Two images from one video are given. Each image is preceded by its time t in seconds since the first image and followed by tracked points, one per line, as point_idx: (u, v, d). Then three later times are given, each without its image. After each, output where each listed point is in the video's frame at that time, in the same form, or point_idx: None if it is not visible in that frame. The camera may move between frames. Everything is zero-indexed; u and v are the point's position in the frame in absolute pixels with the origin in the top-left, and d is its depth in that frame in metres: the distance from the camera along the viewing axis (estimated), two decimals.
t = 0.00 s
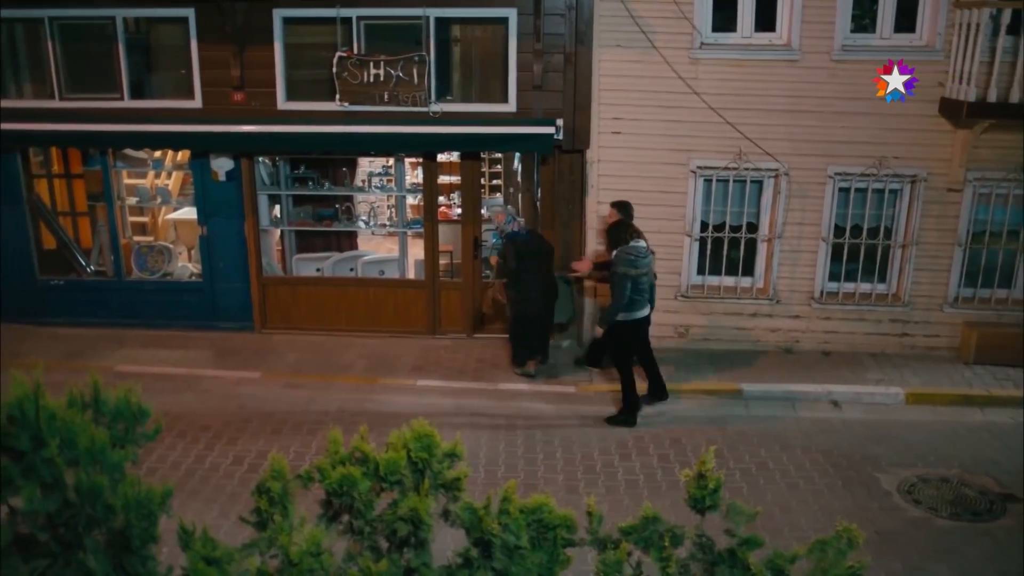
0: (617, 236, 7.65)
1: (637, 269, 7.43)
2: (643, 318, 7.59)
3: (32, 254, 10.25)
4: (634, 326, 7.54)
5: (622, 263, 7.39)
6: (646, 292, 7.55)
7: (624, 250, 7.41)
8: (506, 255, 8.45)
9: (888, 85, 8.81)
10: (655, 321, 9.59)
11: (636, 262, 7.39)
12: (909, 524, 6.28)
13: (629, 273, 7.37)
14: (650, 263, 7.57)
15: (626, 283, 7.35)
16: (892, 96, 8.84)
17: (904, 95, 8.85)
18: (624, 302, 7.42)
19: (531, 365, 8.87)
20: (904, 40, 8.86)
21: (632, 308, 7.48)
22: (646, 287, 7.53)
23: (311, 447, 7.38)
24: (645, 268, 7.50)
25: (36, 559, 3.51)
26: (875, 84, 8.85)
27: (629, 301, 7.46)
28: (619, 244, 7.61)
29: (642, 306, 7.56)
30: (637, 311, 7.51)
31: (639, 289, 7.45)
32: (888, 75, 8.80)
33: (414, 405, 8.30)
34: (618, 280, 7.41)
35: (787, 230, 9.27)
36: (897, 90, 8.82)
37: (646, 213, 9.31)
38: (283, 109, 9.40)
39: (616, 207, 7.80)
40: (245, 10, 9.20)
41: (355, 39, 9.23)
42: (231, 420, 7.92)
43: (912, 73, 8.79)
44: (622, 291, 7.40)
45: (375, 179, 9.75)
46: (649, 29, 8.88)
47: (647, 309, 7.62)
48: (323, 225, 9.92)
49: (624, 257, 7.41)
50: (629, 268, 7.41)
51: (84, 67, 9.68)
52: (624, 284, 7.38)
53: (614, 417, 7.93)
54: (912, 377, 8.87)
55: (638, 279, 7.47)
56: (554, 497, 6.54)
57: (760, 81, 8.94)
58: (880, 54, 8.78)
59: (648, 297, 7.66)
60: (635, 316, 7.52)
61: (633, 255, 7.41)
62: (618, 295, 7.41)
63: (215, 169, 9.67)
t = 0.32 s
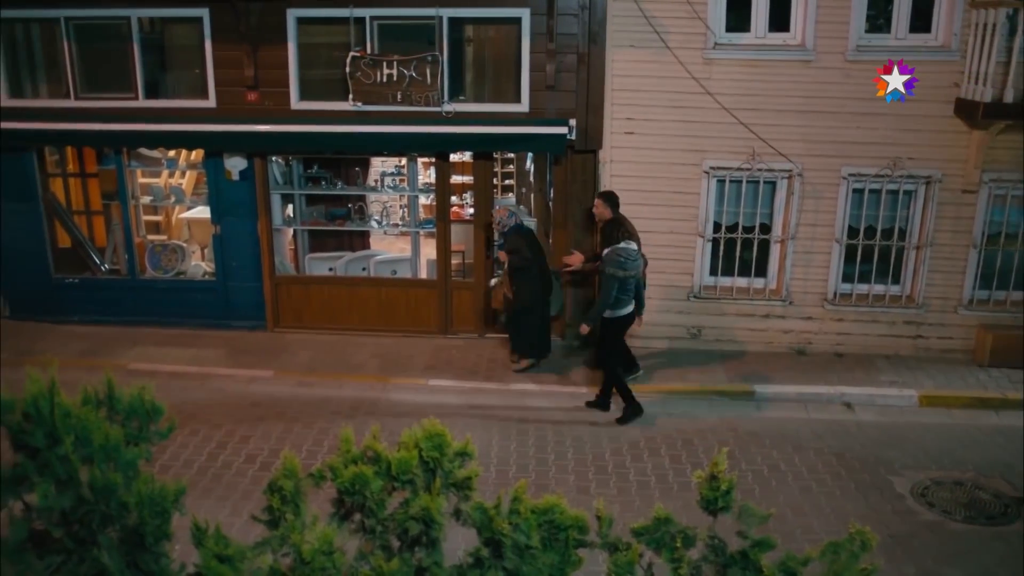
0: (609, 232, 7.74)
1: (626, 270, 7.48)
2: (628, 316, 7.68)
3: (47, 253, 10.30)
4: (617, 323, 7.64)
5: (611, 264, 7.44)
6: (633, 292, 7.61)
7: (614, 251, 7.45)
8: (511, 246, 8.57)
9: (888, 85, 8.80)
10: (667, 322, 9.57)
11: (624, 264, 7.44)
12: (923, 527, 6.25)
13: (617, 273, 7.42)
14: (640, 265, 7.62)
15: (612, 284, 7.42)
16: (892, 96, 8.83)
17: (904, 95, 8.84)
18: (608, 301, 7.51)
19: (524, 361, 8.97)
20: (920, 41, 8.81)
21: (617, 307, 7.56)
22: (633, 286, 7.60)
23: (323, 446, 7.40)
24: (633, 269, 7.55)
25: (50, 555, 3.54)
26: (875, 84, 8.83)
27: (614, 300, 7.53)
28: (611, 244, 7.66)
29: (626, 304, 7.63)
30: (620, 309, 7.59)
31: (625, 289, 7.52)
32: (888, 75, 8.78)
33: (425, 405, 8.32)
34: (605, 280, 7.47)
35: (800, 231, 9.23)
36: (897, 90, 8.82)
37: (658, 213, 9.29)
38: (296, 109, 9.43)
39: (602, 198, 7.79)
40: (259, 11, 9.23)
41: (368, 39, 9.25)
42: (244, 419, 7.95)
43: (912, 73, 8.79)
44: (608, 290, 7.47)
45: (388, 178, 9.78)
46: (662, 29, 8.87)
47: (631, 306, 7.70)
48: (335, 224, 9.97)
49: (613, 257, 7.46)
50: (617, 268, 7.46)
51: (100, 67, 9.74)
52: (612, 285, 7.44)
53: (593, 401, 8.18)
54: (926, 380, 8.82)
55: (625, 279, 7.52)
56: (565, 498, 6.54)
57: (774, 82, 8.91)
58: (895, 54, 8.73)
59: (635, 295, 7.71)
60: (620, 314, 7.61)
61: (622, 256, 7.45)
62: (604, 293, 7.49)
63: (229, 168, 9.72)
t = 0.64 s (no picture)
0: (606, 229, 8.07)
1: (620, 264, 7.56)
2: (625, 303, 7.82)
3: (60, 252, 10.35)
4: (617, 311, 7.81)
5: (605, 260, 7.51)
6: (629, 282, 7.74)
7: (607, 247, 7.50)
8: (514, 248, 8.50)
9: (888, 85, 8.76)
10: (677, 323, 9.55)
11: (617, 259, 7.50)
12: (934, 530, 6.22)
13: (612, 269, 7.51)
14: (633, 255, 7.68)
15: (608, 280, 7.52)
16: (892, 96, 8.79)
17: (903, 95, 8.80)
18: (605, 294, 7.64)
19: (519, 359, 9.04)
20: (933, 41, 8.78)
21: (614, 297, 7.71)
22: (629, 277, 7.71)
23: (334, 445, 7.43)
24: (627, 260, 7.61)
25: (63, 551, 3.57)
26: (874, 84, 8.80)
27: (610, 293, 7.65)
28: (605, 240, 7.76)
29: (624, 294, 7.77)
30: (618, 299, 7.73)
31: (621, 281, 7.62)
32: (889, 75, 8.74)
33: (435, 404, 8.33)
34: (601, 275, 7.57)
35: (812, 232, 9.20)
36: (896, 90, 8.77)
37: (669, 214, 9.28)
38: (307, 108, 9.46)
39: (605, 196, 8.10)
40: (271, 10, 9.26)
41: (379, 39, 9.27)
42: (255, 417, 7.98)
43: (911, 73, 8.76)
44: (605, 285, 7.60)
45: (399, 178, 9.80)
46: (674, 29, 8.86)
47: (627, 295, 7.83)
48: (346, 224, 9.99)
49: (606, 253, 7.52)
50: (611, 263, 7.54)
51: (113, 67, 9.79)
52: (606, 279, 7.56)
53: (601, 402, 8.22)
54: (938, 382, 8.77)
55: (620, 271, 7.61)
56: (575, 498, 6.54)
57: (786, 82, 8.88)
58: (907, 55, 8.70)
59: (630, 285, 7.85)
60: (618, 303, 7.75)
61: (615, 251, 7.51)
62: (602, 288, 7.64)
63: (240, 168, 9.77)
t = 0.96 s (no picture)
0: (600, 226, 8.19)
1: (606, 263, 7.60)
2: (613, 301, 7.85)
3: (72, 251, 10.42)
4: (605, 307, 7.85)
5: (593, 259, 7.56)
6: (617, 281, 7.77)
7: (595, 246, 7.54)
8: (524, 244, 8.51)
9: (888, 85, 8.74)
10: (687, 323, 9.53)
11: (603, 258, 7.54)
12: (945, 532, 6.19)
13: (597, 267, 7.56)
14: (622, 255, 7.70)
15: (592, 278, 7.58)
16: (892, 96, 8.76)
17: (904, 95, 8.78)
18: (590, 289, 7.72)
19: (526, 358, 9.05)
20: (945, 41, 8.73)
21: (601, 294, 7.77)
22: (617, 276, 7.73)
23: (343, 444, 7.44)
24: (615, 259, 7.65)
25: (74, 548, 3.59)
26: (874, 84, 8.77)
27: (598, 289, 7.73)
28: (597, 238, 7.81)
29: (614, 291, 7.80)
30: (606, 297, 7.78)
31: (608, 280, 7.67)
32: (888, 75, 8.72)
33: (445, 404, 8.34)
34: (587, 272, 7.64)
35: (823, 232, 9.16)
36: (897, 90, 8.75)
37: (680, 214, 9.26)
38: (318, 108, 9.48)
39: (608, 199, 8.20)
40: (282, 11, 9.29)
41: (390, 39, 9.28)
42: (264, 416, 8.00)
43: (912, 73, 8.73)
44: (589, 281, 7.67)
45: (409, 178, 9.81)
46: (684, 29, 8.84)
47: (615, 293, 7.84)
48: (356, 224, 10.01)
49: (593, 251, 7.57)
50: (598, 262, 7.59)
51: (125, 67, 9.83)
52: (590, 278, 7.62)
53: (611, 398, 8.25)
54: (949, 383, 8.73)
55: (608, 269, 7.68)
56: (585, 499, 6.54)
57: (797, 82, 8.85)
58: (918, 55, 8.67)
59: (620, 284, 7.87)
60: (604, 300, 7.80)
61: (604, 250, 7.54)
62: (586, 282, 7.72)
63: (252, 167, 9.80)
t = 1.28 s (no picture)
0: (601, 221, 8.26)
1: (611, 259, 7.77)
2: (617, 300, 8.00)
3: (83, 250, 10.46)
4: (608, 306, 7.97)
5: (599, 253, 7.76)
6: (622, 278, 7.93)
7: (602, 241, 7.76)
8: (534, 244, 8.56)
9: (888, 85, 8.69)
10: (696, 324, 9.51)
11: (608, 253, 7.75)
12: (957, 534, 6.16)
13: (602, 261, 7.74)
14: (628, 253, 7.90)
15: (597, 272, 7.76)
16: (892, 96, 8.71)
17: (904, 95, 8.73)
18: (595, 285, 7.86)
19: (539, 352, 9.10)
20: (957, 41, 8.69)
21: (606, 291, 7.93)
22: (622, 273, 7.90)
23: (352, 443, 7.46)
24: (620, 256, 7.84)
25: (85, 546, 3.60)
26: (875, 84, 8.74)
27: (601, 286, 7.89)
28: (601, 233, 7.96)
29: (619, 289, 7.96)
30: (610, 294, 7.94)
31: (613, 276, 7.85)
32: (888, 75, 8.68)
33: (454, 404, 8.35)
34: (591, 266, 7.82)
35: (833, 233, 9.13)
36: (897, 90, 8.70)
37: (689, 214, 9.24)
38: (328, 108, 9.49)
39: (603, 198, 8.01)
40: (293, 11, 9.31)
41: (401, 39, 9.30)
42: (274, 415, 8.02)
43: (912, 73, 8.68)
44: (593, 276, 7.82)
45: (419, 178, 9.82)
46: (695, 29, 8.82)
47: (620, 292, 7.99)
48: (366, 224, 10.02)
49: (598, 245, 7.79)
50: (604, 257, 7.77)
51: (137, 67, 9.87)
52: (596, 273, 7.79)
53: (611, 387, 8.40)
54: (960, 385, 8.69)
55: (613, 266, 7.83)
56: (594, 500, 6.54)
57: (809, 82, 8.82)
58: (930, 55, 8.63)
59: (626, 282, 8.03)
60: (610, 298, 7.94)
61: (610, 246, 7.76)
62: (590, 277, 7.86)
63: (262, 167, 9.84)
